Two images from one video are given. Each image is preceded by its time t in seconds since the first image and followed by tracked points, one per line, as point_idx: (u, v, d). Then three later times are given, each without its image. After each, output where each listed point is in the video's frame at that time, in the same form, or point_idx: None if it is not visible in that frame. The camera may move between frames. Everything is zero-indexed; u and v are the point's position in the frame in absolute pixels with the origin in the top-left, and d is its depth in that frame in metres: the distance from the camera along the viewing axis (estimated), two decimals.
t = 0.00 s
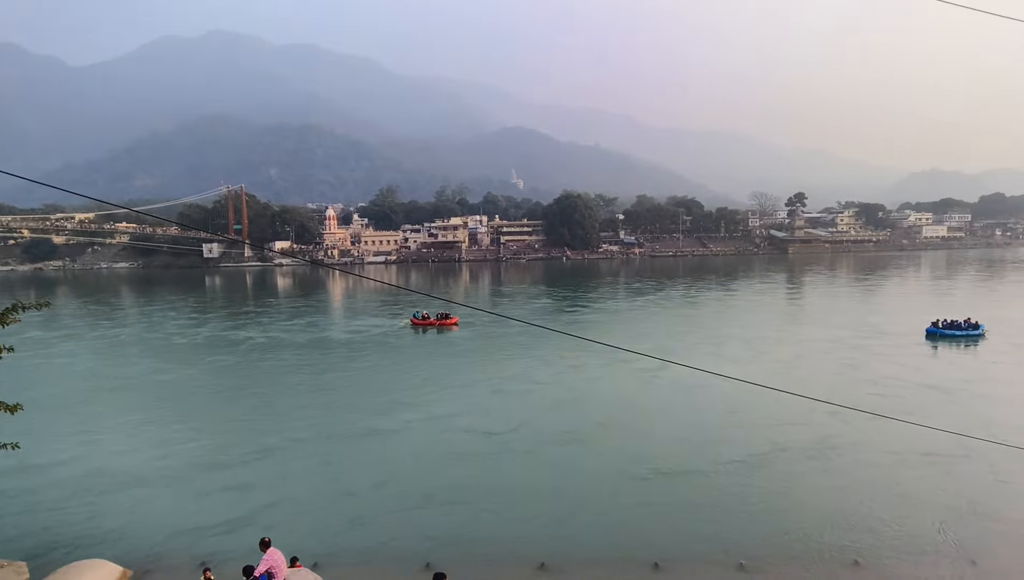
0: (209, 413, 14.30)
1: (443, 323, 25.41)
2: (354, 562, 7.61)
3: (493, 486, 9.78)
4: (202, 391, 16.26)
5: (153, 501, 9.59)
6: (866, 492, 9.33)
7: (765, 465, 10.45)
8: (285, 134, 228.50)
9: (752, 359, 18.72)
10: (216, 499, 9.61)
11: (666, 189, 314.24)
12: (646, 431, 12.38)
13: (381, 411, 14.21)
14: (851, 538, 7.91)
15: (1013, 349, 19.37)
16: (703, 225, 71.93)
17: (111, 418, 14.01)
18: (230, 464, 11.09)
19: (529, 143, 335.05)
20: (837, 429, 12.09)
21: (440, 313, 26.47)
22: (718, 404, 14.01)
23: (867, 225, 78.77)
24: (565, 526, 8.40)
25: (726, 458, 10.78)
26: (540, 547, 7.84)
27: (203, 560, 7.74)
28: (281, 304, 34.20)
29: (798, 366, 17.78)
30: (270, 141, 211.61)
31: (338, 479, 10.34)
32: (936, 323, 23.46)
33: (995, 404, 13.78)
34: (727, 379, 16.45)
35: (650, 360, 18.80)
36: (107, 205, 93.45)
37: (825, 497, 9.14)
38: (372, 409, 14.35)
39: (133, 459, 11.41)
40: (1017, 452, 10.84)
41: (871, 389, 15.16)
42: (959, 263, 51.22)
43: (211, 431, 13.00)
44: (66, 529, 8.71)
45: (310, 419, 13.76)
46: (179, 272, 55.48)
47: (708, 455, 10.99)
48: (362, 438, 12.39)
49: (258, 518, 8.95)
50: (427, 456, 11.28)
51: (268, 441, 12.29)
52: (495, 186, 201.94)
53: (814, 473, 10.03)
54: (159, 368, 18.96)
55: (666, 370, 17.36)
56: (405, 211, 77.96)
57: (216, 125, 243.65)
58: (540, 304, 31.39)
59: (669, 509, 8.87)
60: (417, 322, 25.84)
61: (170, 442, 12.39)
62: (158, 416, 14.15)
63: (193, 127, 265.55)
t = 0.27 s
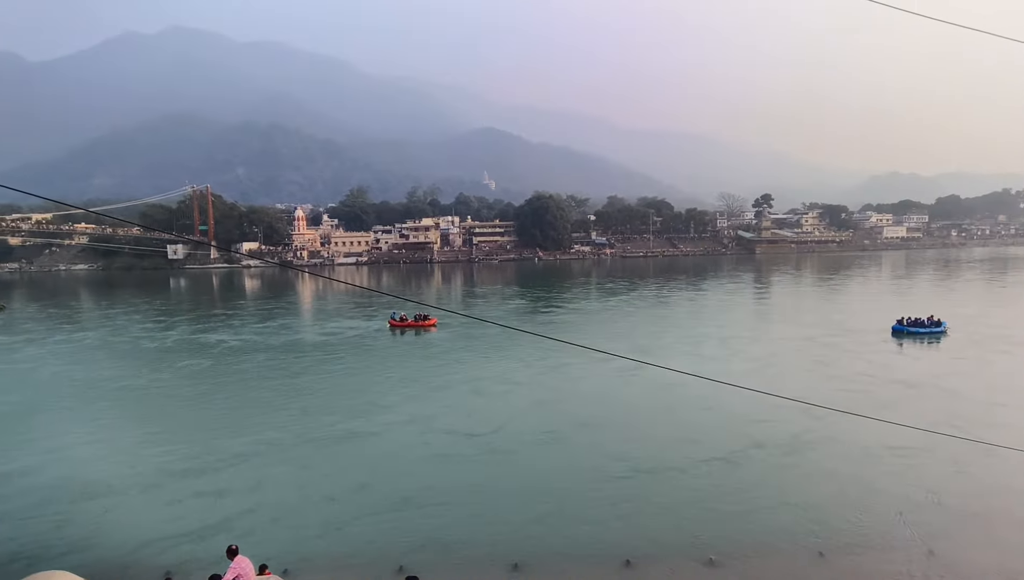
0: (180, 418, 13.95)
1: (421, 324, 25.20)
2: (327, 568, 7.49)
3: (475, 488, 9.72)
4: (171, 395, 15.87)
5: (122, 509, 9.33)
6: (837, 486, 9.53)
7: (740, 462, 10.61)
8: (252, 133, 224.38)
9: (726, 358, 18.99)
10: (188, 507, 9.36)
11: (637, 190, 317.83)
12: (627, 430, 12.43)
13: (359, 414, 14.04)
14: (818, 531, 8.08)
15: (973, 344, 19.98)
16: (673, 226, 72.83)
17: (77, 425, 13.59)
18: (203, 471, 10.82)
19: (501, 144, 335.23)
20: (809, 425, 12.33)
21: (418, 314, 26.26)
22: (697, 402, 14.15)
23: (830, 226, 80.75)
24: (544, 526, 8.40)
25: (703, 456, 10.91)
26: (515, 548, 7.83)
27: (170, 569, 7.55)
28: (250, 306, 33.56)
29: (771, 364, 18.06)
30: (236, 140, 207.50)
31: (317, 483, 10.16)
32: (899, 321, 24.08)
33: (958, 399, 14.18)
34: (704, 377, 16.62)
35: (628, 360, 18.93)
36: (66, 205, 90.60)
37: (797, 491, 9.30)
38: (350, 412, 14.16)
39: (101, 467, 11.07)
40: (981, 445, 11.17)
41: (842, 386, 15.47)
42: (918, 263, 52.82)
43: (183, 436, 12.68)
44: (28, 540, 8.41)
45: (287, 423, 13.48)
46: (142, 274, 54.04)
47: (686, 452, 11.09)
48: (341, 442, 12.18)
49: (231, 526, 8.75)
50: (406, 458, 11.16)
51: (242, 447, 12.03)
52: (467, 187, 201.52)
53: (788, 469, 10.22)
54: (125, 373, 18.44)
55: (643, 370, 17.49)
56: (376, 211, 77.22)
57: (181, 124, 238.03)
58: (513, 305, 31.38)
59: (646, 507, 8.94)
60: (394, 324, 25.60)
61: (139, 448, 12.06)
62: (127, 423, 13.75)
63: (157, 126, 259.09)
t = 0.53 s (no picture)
0: (148, 422, 13.54)
1: (398, 324, 24.96)
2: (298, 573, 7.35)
3: (452, 489, 9.64)
4: (138, 399, 15.42)
5: (86, 515, 9.05)
6: (808, 482, 9.71)
7: (714, 459, 10.75)
8: (217, 130, 219.54)
9: (701, 357, 19.22)
10: (157, 513, 9.08)
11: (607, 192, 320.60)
12: (605, 429, 12.47)
13: (334, 416, 13.80)
14: (785, 526, 8.23)
15: (933, 343, 20.61)
16: (642, 227, 73.60)
17: (37, 430, 13.12)
18: (174, 476, 10.52)
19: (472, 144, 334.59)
20: (782, 423, 12.55)
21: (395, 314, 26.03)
22: (673, 401, 14.29)
23: (795, 228, 82.60)
24: (521, 526, 8.39)
25: (680, 454, 11.03)
26: (488, 549, 7.80)
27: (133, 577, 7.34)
28: (216, 307, 32.79)
29: (743, 363, 18.34)
30: (201, 137, 202.67)
31: (292, 487, 9.96)
32: (863, 321, 24.71)
33: (921, 396, 14.58)
34: (678, 377, 16.78)
35: (604, 359, 19.02)
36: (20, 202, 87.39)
37: (767, 487, 9.47)
38: (325, 414, 13.91)
39: (64, 472, 10.71)
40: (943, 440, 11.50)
41: (811, 384, 15.78)
42: (878, 264, 54.37)
43: (152, 440, 12.31)
44: None
45: (260, 426, 13.19)
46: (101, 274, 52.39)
47: (663, 451, 11.18)
48: (317, 445, 11.97)
49: (202, 532, 8.51)
50: (384, 460, 11.01)
51: (213, 450, 11.75)
52: (438, 187, 200.57)
53: (761, 466, 10.38)
54: (86, 375, 17.86)
55: (619, 369, 17.59)
56: (346, 211, 76.25)
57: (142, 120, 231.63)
58: (485, 305, 31.26)
59: (622, 505, 8.99)
60: (370, 325, 25.33)
61: (104, 452, 11.70)
62: (92, 427, 13.30)
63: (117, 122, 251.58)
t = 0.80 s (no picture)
0: (115, 427, 13.12)
1: (375, 326, 24.71)
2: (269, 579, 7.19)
3: (431, 492, 9.58)
4: (103, 403, 14.96)
5: (50, 524, 8.74)
6: (781, 480, 9.88)
7: (691, 458, 10.89)
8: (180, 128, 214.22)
9: (677, 357, 19.43)
10: (127, 521, 8.79)
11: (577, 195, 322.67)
12: (585, 429, 12.51)
13: (311, 419, 13.55)
14: (754, 523, 8.38)
15: (897, 344, 21.21)
16: (613, 229, 74.23)
17: None
18: (145, 483, 10.21)
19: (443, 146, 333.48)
20: (758, 421, 12.77)
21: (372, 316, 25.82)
22: (651, 401, 14.41)
23: (761, 231, 84.30)
24: (499, 528, 8.37)
25: (659, 453, 11.14)
26: (461, 551, 7.76)
27: None
28: (181, 309, 31.97)
29: (718, 363, 18.60)
30: (164, 134, 197.58)
31: (269, 492, 9.74)
32: (830, 322, 25.31)
33: (889, 395, 14.97)
34: (655, 377, 16.93)
35: (583, 360, 19.08)
36: None
37: (741, 486, 9.64)
38: (301, 417, 13.67)
39: (26, 479, 10.35)
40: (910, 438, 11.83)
41: (783, 383, 16.08)
42: (841, 266, 55.83)
43: (121, 446, 11.94)
44: None
45: (235, 430, 12.87)
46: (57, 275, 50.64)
47: (642, 451, 11.27)
48: (294, 449, 11.73)
49: (175, 540, 8.28)
50: (364, 463, 10.85)
51: (184, 454, 11.47)
52: (409, 188, 199.24)
53: (737, 464, 10.54)
54: (46, 379, 17.25)
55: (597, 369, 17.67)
56: (315, 211, 75.17)
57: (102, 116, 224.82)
58: (456, 307, 31.08)
59: (600, 506, 9.03)
60: (346, 327, 25.06)
61: (68, 458, 11.32)
62: (55, 432, 12.87)
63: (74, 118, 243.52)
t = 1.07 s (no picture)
0: (73, 434, 12.59)
1: (347, 328, 24.38)
2: None
3: (403, 496, 9.49)
4: (59, 409, 14.41)
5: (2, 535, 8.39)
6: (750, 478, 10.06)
7: (661, 457, 11.02)
8: (137, 124, 207.73)
9: (646, 358, 19.68)
10: (85, 532, 8.46)
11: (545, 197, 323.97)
12: (560, 431, 12.52)
13: (280, 423, 13.24)
14: (719, 521, 8.53)
15: (856, 344, 21.86)
16: (580, 231, 74.82)
17: None
18: (107, 492, 9.82)
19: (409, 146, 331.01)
20: (726, 420, 13.01)
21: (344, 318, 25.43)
22: (623, 401, 14.52)
23: (724, 234, 86.08)
24: (471, 531, 8.33)
25: (631, 453, 11.25)
26: (432, 556, 7.70)
27: None
28: (139, 311, 31.00)
29: (688, 363, 18.85)
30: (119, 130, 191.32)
31: (238, 500, 9.47)
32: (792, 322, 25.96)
33: (850, 394, 15.41)
34: (626, 378, 17.06)
35: (554, 361, 19.15)
36: None
37: (708, 484, 9.79)
38: (270, 422, 13.34)
39: None
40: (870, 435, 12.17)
41: (751, 383, 16.39)
42: (800, 269, 57.45)
43: (79, 453, 11.49)
44: None
45: (201, 436, 12.49)
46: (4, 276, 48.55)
47: (616, 451, 11.34)
48: (264, 454, 11.45)
49: (139, 552, 7.97)
50: (337, 468, 10.64)
51: (146, 461, 11.13)
52: (375, 188, 197.09)
53: (706, 462, 10.71)
54: None
55: (569, 371, 17.76)
56: (279, 211, 73.78)
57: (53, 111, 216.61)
58: (425, 309, 30.87)
59: (572, 506, 9.07)
60: (317, 329, 24.63)
61: (21, 466, 10.88)
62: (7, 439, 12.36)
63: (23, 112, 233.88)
